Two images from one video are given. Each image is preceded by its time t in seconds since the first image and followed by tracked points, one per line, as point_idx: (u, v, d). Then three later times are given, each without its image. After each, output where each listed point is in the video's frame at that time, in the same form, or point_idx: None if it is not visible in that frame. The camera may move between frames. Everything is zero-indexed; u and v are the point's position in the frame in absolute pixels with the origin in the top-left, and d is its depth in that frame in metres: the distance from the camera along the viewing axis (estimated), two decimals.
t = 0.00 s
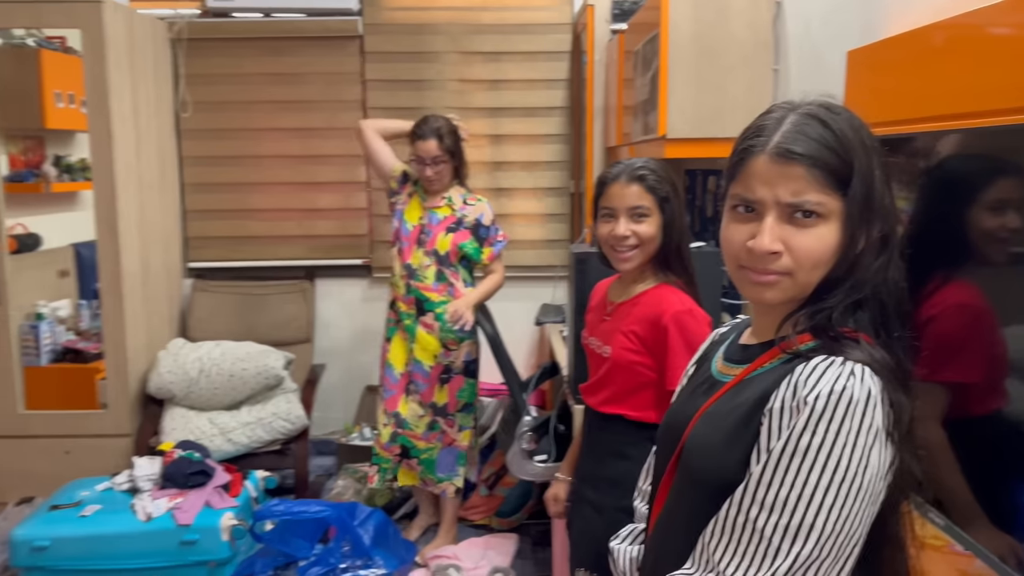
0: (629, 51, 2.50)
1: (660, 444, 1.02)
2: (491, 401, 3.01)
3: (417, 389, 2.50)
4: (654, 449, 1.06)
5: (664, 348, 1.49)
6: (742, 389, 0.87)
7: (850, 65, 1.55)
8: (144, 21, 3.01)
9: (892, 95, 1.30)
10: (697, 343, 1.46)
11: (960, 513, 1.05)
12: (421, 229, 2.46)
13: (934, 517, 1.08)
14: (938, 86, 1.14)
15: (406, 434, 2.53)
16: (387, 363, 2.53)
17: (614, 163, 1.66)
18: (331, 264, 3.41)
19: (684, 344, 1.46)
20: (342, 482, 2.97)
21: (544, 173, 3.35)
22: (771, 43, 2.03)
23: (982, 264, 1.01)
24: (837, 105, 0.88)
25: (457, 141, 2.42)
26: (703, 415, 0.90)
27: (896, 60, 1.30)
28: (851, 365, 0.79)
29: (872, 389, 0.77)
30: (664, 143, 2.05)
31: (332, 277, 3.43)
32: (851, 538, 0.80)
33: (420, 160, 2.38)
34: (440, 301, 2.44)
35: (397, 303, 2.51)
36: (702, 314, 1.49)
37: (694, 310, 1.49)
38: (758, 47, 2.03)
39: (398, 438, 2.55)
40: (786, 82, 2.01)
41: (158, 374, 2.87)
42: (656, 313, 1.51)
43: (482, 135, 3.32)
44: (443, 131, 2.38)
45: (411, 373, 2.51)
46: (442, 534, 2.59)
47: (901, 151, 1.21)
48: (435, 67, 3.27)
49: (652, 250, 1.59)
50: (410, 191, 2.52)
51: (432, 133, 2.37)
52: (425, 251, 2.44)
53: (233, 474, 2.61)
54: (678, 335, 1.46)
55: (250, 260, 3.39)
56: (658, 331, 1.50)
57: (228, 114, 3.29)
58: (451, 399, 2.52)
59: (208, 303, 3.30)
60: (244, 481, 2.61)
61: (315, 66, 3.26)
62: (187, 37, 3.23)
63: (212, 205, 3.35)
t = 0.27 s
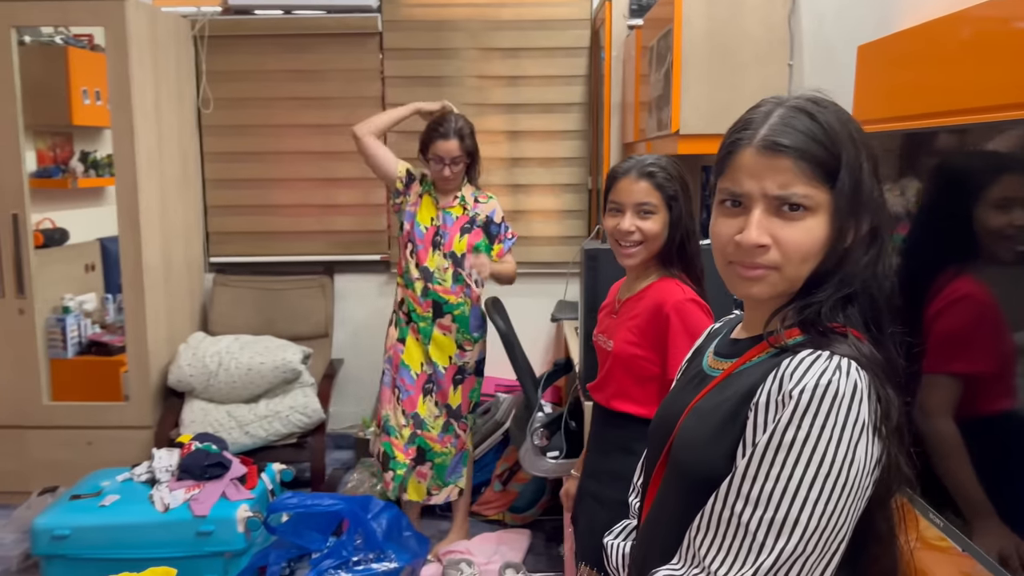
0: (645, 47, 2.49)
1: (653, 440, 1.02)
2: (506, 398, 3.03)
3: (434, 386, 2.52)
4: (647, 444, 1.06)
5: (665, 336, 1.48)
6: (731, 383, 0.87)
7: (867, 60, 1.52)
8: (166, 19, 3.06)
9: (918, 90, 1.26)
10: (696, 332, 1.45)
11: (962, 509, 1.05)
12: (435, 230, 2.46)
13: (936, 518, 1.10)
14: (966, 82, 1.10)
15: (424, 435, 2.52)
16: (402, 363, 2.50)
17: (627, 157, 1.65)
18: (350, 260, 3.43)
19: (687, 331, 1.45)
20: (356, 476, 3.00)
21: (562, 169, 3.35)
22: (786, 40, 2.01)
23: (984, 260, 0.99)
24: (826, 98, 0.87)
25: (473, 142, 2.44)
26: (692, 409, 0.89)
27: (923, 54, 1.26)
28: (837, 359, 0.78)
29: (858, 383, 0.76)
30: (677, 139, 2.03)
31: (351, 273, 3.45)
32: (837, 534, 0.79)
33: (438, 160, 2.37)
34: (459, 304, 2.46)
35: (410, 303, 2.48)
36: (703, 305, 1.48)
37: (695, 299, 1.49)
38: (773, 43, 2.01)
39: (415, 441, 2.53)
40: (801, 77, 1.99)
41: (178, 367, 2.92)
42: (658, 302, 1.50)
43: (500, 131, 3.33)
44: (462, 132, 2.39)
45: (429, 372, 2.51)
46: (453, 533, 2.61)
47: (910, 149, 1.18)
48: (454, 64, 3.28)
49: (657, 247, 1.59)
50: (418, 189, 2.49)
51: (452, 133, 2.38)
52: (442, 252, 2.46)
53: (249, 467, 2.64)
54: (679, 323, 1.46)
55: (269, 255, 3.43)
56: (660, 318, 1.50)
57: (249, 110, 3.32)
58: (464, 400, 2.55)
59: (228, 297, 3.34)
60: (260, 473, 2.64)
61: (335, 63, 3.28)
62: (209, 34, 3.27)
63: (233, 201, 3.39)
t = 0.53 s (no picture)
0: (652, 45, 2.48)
1: (640, 441, 1.02)
2: (514, 396, 3.06)
3: (433, 397, 2.50)
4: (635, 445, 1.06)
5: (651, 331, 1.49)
6: (713, 386, 0.86)
7: (874, 57, 1.50)
8: (179, 18, 3.08)
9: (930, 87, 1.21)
10: (681, 323, 1.44)
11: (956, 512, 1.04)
12: (432, 233, 2.46)
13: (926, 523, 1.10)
14: (966, 78, 1.05)
15: (430, 442, 2.54)
16: (398, 380, 2.51)
17: (618, 150, 1.65)
18: (360, 257, 3.45)
19: (671, 326, 1.44)
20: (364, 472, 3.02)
21: (572, 167, 3.35)
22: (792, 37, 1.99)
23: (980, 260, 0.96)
24: (797, 97, 0.86)
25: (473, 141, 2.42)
26: (676, 411, 0.89)
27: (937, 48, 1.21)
28: (819, 366, 0.77)
29: (839, 391, 0.76)
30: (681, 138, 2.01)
31: (361, 270, 3.47)
32: (815, 543, 0.79)
33: (441, 159, 2.36)
34: (457, 304, 2.47)
35: (408, 312, 2.48)
36: (690, 299, 1.48)
37: (682, 294, 1.49)
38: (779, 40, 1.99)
39: (424, 449, 2.55)
40: (807, 76, 1.97)
41: (189, 364, 2.97)
42: (645, 297, 1.51)
43: (510, 129, 3.32)
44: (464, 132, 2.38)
45: (427, 383, 2.50)
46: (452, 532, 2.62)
47: (906, 151, 1.16)
48: (464, 62, 3.28)
49: (643, 239, 1.59)
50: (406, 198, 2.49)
51: (455, 132, 2.36)
52: (440, 254, 2.46)
53: (257, 463, 2.66)
54: (664, 315, 1.46)
55: (281, 253, 3.45)
56: (647, 313, 1.50)
57: (261, 109, 3.34)
58: (465, 399, 2.54)
59: (239, 294, 3.35)
60: (268, 470, 2.66)
61: (346, 61, 3.29)
62: (222, 33, 3.29)
63: (245, 199, 3.41)
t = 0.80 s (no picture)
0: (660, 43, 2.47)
1: (633, 440, 1.02)
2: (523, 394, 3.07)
3: (439, 396, 2.50)
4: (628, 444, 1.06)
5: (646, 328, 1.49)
6: (704, 387, 0.86)
7: (880, 53, 1.48)
8: (190, 18, 3.11)
9: (950, 86, 1.18)
10: (676, 320, 1.44)
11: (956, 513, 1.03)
12: (433, 234, 2.48)
13: (923, 525, 1.10)
14: (1002, 69, 1.04)
15: (438, 442, 2.52)
16: (402, 383, 2.50)
17: (614, 149, 1.64)
18: (370, 256, 3.46)
19: (664, 323, 1.44)
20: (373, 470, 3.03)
21: (581, 165, 3.34)
22: (798, 34, 1.96)
23: (983, 258, 0.95)
24: (773, 94, 0.85)
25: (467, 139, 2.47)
26: (667, 412, 0.88)
27: (952, 49, 1.19)
28: (809, 370, 0.77)
29: (828, 395, 0.75)
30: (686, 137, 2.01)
31: (371, 269, 3.48)
32: (803, 547, 0.78)
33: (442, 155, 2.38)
34: (460, 301, 2.50)
35: (409, 314, 2.47)
36: (687, 296, 1.48)
37: (679, 291, 1.49)
38: (786, 36, 1.97)
39: (432, 450, 2.53)
40: (814, 75, 1.95)
41: (199, 361, 2.99)
42: (643, 294, 1.51)
43: (519, 128, 3.32)
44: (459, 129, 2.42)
45: (431, 383, 2.49)
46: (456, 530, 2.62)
47: (908, 149, 1.14)
48: (474, 61, 3.28)
49: (641, 236, 1.59)
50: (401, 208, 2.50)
51: (451, 128, 2.40)
52: (443, 253, 2.48)
53: (265, 460, 2.68)
54: (660, 313, 1.46)
55: (291, 252, 3.47)
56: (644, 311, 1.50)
57: (271, 108, 3.36)
58: (471, 394, 2.57)
59: (250, 292, 3.38)
60: (276, 467, 2.68)
61: (357, 61, 3.30)
62: (233, 33, 3.31)
63: (256, 198, 3.43)
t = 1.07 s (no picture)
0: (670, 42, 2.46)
1: (641, 440, 1.03)
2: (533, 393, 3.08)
3: (455, 393, 2.51)
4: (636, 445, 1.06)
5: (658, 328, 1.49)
6: (710, 386, 0.86)
7: (890, 52, 1.48)
8: (202, 19, 3.13)
9: (962, 84, 1.17)
10: (687, 322, 1.44)
11: (965, 512, 1.02)
12: (443, 231, 2.48)
13: (934, 525, 1.09)
14: (1015, 65, 1.03)
15: (453, 437, 2.54)
16: (417, 381, 2.50)
17: (626, 150, 1.65)
18: (381, 255, 3.47)
19: (673, 327, 1.45)
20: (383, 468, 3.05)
21: (592, 165, 3.34)
22: (808, 32, 1.95)
23: (992, 257, 0.94)
24: (767, 92, 0.86)
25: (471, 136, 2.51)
26: (673, 411, 0.89)
27: (965, 47, 1.18)
28: (812, 368, 0.77)
29: (832, 393, 0.76)
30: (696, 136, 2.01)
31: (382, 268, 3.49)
32: (808, 547, 0.78)
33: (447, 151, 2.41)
34: (471, 297, 2.51)
35: (421, 313, 2.47)
36: (699, 297, 1.48)
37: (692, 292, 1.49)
38: (796, 35, 1.96)
39: (449, 444, 2.55)
40: (825, 74, 1.94)
41: (212, 360, 3.01)
42: (655, 294, 1.52)
43: (530, 128, 3.33)
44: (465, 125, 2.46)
45: (446, 379, 2.50)
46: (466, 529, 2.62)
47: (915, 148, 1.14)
48: (484, 60, 3.29)
49: (655, 238, 1.58)
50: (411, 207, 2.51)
51: (457, 125, 2.44)
52: (453, 251, 2.48)
53: (277, 459, 2.70)
54: (672, 314, 1.46)
55: (302, 252, 3.48)
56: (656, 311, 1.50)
57: (283, 108, 3.38)
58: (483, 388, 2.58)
59: (262, 291, 3.40)
60: (288, 465, 2.70)
61: (368, 61, 3.31)
62: (245, 33, 3.33)
63: (268, 197, 3.45)
